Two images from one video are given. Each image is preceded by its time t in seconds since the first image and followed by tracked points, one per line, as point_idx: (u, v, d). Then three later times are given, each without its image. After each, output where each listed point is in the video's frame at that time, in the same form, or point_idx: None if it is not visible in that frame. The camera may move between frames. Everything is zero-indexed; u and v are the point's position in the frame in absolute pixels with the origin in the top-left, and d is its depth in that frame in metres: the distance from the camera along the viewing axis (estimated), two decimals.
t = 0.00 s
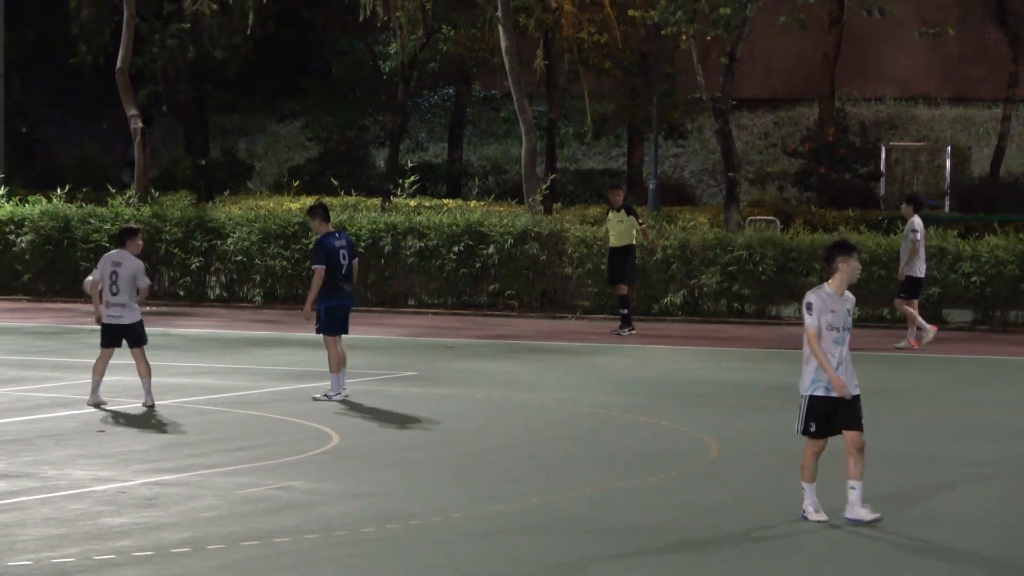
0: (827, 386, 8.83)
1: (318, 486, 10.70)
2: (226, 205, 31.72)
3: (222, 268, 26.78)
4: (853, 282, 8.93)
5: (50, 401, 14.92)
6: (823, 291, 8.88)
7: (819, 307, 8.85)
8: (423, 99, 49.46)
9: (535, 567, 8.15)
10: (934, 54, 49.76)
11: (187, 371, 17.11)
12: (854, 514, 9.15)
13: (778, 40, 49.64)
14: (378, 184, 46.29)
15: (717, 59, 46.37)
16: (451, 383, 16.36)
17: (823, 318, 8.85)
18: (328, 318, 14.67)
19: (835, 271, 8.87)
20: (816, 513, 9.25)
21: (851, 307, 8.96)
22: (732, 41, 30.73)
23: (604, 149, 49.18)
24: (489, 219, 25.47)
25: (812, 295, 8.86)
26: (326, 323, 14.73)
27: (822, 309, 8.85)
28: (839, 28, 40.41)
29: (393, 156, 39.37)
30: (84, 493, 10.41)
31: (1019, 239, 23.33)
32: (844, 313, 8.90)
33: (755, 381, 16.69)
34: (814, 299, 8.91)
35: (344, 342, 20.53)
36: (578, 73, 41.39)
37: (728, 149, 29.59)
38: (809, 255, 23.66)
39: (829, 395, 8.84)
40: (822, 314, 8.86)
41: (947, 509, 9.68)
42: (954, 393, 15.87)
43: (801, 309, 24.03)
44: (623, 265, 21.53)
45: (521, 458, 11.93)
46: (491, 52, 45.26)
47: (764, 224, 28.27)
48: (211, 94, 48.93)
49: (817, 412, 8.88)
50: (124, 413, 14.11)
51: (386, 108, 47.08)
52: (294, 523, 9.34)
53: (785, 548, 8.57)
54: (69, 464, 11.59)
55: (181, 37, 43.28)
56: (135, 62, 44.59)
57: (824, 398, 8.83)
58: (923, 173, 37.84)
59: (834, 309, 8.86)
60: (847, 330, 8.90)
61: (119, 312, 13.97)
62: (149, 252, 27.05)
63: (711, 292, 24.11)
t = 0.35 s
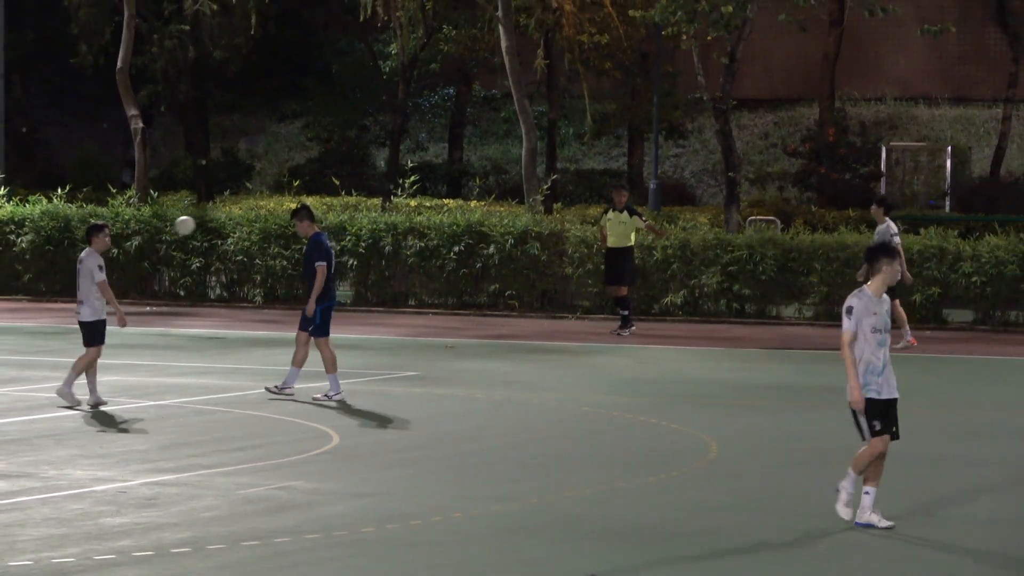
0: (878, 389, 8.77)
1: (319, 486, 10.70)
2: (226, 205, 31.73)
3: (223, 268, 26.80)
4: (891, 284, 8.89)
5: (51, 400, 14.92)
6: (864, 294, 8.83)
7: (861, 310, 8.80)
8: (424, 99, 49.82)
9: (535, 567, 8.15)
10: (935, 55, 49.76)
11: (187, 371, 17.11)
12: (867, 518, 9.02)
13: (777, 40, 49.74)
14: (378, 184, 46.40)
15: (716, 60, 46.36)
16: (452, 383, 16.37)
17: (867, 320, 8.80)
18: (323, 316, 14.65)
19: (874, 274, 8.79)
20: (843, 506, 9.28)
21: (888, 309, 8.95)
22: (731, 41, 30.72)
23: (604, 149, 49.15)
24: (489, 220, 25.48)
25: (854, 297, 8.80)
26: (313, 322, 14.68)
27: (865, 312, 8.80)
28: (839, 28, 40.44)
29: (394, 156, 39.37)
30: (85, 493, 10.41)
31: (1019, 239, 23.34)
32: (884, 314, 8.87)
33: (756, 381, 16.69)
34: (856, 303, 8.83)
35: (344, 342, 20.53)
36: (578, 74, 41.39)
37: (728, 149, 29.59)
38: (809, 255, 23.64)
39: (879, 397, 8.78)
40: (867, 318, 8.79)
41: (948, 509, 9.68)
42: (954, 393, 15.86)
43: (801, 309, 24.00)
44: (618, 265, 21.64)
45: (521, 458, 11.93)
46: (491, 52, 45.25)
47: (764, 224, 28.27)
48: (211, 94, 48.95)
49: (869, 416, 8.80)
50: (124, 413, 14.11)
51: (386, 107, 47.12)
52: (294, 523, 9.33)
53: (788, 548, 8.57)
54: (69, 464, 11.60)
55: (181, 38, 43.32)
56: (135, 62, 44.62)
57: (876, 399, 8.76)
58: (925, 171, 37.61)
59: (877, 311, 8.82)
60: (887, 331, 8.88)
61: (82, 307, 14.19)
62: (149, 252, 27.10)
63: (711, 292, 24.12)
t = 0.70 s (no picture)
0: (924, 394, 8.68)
1: (320, 485, 10.70)
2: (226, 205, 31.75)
3: (222, 268, 26.81)
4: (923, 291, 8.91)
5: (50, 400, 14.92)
6: (909, 301, 8.76)
7: (909, 316, 8.74)
8: (423, 98, 49.44)
9: (536, 567, 8.15)
10: (934, 55, 49.78)
11: (187, 371, 17.11)
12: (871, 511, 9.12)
13: (777, 41, 49.76)
14: (377, 184, 46.45)
15: (715, 59, 46.36)
16: (452, 383, 16.39)
17: (913, 326, 8.72)
18: (303, 316, 14.74)
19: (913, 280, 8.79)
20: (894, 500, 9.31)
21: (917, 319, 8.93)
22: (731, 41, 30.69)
23: (604, 149, 49.14)
24: (489, 219, 25.49)
25: (902, 304, 8.72)
26: (293, 321, 14.71)
27: (912, 317, 8.74)
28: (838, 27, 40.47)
29: (394, 156, 39.36)
30: (85, 493, 10.41)
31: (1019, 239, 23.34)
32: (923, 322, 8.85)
33: (755, 381, 16.68)
34: (899, 309, 8.76)
35: (344, 342, 20.53)
36: (577, 74, 41.41)
37: (728, 149, 29.58)
38: (809, 255, 23.68)
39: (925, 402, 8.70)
40: (913, 322, 8.74)
41: (950, 510, 9.67)
42: (954, 392, 15.87)
43: (801, 309, 24.03)
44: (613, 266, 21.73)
45: (520, 457, 11.96)
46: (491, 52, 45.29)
47: (764, 224, 28.27)
48: (211, 94, 48.94)
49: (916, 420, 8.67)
50: (124, 413, 14.12)
51: (386, 107, 47.16)
52: (294, 523, 9.33)
53: (787, 548, 8.57)
54: (69, 464, 11.60)
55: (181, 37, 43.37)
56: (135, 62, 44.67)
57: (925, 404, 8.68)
58: (926, 171, 37.58)
59: (921, 318, 8.78)
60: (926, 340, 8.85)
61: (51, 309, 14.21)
62: (150, 252, 27.15)
63: (712, 291, 24.13)
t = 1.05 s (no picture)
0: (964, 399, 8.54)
1: (320, 486, 10.70)
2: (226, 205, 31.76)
3: (222, 269, 26.81)
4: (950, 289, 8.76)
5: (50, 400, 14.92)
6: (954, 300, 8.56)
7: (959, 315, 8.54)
8: (423, 98, 49.45)
9: (537, 567, 8.15)
10: (934, 55, 49.81)
11: (186, 372, 17.11)
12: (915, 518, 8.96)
13: (777, 40, 49.79)
14: (377, 185, 46.41)
15: (715, 60, 46.35)
16: (451, 382, 16.39)
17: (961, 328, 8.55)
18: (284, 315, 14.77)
19: (954, 278, 8.60)
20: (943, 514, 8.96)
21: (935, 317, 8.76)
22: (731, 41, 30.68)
23: (604, 149, 49.14)
24: (489, 219, 25.49)
25: (952, 303, 8.51)
26: (275, 320, 14.65)
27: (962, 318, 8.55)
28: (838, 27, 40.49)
29: (394, 156, 39.32)
30: (85, 493, 10.40)
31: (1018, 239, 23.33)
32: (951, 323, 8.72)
33: (756, 381, 16.68)
34: (951, 308, 8.53)
35: (344, 342, 20.53)
36: (577, 74, 41.45)
37: (729, 148, 29.58)
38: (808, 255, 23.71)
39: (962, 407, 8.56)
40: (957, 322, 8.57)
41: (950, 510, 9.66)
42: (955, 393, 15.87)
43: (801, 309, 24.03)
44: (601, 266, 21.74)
45: (520, 457, 11.95)
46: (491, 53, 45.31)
47: (765, 224, 28.28)
48: (211, 94, 48.98)
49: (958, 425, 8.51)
50: (123, 413, 14.11)
51: (386, 107, 47.20)
52: (294, 523, 9.33)
53: (786, 548, 8.57)
54: (69, 463, 11.60)
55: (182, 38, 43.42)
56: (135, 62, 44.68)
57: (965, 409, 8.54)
58: (925, 171, 37.65)
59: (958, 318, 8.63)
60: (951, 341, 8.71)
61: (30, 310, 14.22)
62: (150, 252, 27.17)
63: (711, 292, 24.12)
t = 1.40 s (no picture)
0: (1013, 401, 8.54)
1: (321, 486, 10.70)
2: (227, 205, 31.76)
3: (222, 269, 26.81)
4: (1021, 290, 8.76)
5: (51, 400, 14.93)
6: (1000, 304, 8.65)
7: (1001, 319, 8.63)
8: (423, 98, 49.47)
9: (537, 567, 8.14)
10: (934, 54, 49.77)
11: (187, 371, 17.11)
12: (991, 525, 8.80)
13: (778, 41, 49.81)
14: (377, 185, 46.40)
15: (715, 60, 46.31)
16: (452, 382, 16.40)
17: (1003, 331, 8.63)
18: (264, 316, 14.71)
19: (1003, 281, 8.68)
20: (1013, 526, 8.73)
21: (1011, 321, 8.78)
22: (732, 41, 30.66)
23: (604, 149, 49.13)
24: (488, 219, 25.46)
25: (993, 305, 8.63)
26: (255, 322, 14.64)
27: (1003, 322, 8.63)
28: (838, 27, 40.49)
29: (394, 156, 39.29)
30: (85, 493, 10.40)
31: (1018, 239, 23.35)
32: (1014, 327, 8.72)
33: (757, 381, 16.69)
34: (992, 311, 8.64)
35: (345, 342, 20.54)
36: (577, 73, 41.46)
37: (729, 148, 29.58)
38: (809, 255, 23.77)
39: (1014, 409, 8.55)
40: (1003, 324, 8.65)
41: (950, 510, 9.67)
42: (956, 393, 15.87)
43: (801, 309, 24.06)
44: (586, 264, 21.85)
45: (521, 456, 11.95)
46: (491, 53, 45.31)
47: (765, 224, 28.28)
48: (211, 94, 48.97)
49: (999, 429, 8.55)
50: (124, 413, 14.12)
51: (387, 106, 47.23)
52: (294, 523, 9.33)
53: (785, 548, 8.58)
54: (70, 464, 11.60)
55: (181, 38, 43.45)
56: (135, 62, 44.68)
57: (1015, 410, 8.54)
58: (925, 171, 37.67)
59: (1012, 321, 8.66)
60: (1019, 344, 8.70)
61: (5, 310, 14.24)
62: (150, 252, 27.18)
63: (712, 291, 24.10)
